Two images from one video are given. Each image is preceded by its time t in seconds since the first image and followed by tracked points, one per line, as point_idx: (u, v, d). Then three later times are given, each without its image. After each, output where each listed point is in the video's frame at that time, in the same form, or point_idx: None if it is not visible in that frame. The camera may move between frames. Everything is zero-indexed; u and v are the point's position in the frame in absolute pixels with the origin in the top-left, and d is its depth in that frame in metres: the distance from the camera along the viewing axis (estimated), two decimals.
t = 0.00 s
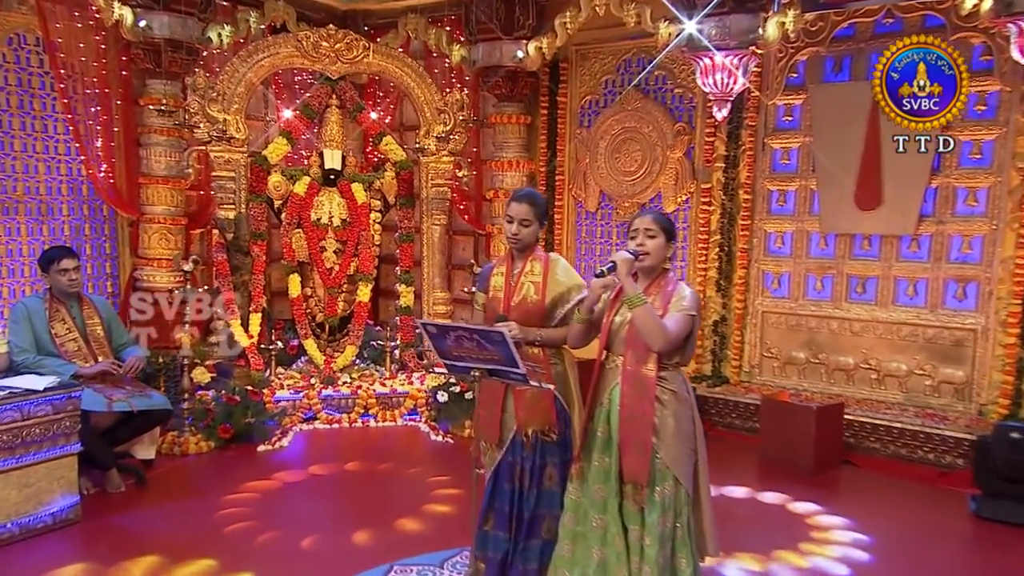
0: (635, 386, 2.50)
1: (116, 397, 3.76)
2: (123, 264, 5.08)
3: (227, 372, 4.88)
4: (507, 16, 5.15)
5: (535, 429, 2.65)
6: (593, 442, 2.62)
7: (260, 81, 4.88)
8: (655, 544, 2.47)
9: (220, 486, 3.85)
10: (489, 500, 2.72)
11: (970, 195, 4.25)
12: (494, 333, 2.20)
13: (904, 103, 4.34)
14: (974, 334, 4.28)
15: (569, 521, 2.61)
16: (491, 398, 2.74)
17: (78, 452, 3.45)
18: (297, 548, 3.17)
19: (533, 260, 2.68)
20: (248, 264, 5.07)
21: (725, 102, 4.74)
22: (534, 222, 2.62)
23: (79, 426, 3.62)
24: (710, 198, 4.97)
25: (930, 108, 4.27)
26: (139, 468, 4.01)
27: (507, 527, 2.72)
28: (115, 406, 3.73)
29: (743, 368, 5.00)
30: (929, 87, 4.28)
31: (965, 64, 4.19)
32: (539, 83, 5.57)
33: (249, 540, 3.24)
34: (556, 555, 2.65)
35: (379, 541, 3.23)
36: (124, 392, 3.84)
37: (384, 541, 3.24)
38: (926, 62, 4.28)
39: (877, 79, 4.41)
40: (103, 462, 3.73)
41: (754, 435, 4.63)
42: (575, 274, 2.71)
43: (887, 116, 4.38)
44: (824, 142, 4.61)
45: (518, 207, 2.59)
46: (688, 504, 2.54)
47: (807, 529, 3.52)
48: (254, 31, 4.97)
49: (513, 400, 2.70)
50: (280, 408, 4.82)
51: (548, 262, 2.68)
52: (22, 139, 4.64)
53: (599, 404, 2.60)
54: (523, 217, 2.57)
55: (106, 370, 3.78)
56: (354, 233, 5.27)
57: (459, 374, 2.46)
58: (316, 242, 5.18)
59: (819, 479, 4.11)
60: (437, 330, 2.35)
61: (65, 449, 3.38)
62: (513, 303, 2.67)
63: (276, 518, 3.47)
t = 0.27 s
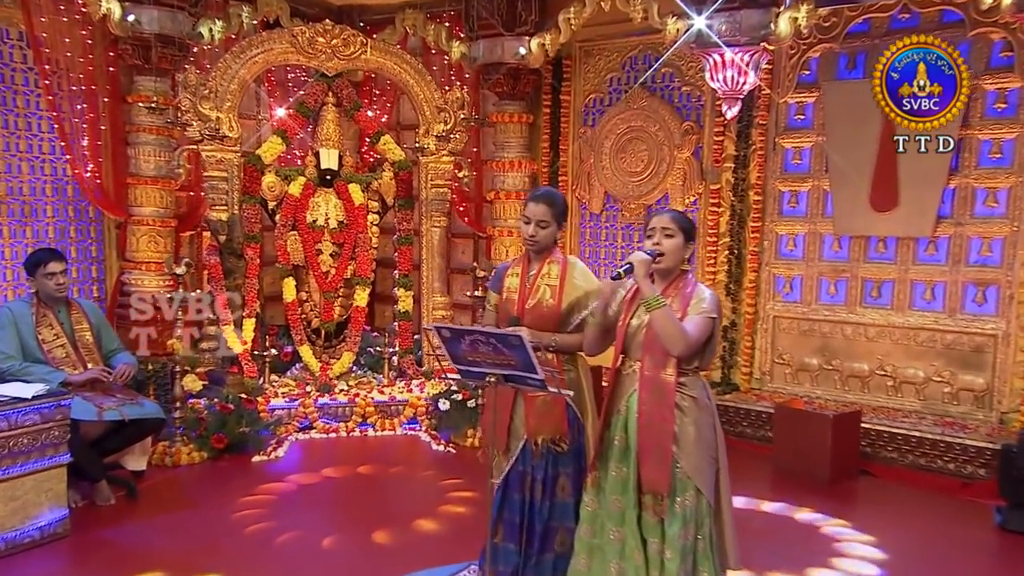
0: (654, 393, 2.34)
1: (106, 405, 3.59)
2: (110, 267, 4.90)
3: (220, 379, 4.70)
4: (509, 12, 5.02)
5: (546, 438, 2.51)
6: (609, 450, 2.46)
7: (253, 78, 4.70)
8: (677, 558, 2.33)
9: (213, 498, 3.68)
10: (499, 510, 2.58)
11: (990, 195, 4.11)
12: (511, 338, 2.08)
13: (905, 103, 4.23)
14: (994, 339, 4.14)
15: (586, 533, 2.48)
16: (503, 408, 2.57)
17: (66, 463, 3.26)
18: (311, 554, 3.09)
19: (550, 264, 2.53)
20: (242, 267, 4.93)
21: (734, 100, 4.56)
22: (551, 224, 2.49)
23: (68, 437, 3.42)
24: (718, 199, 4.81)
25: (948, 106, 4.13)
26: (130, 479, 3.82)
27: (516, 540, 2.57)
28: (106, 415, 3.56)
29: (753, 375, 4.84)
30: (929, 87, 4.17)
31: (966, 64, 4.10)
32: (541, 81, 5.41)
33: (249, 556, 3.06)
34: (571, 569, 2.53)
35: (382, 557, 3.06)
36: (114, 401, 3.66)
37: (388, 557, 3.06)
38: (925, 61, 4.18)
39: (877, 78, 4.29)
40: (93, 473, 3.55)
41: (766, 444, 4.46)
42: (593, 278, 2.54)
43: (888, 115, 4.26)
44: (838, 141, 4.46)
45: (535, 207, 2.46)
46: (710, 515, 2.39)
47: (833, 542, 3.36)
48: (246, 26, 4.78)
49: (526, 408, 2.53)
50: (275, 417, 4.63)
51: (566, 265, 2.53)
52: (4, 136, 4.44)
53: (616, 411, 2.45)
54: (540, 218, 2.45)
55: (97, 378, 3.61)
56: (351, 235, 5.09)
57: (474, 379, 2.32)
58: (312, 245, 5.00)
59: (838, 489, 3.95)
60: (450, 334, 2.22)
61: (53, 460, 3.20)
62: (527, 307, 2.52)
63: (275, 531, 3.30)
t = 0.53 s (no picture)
0: (670, 396, 2.20)
1: (96, 410, 3.42)
2: (96, 269, 4.74)
3: (211, 385, 4.49)
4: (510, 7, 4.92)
5: (557, 443, 2.39)
6: (621, 456, 2.33)
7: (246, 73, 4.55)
8: (694, 568, 2.20)
9: (207, 508, 3.51)
10: (505, 518, 2.46)
11: (1006, 194, 4.00)
12: (526, 338, 1.99)
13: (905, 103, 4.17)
14: (1010, 343, 4.01)
15: (596, 543, 2.34)
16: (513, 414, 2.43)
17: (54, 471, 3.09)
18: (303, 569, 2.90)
19: (559, 264, 2.40)
20: (234, 269, 4.66)
21: (741, 96, 4.42)
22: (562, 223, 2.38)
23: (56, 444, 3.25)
24: (724, 199, 4.67)
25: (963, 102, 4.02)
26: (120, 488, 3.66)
27: (523, 548, 2.44)
28: (95, 421, 3.39)
29: (760, 379, 4.71)
30: (929, 87, 4.11)
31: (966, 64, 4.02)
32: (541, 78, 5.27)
33: (245, 567, 2.91)
34: None
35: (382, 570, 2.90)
36: (104, 406, 3.48)
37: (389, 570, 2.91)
38: (926, 62, 4.12)
39: (876, 78, 4.24)
40: (83, 482, 3.37)
41: (776, 451, 4.33)
42: (605, 279, 2.41)
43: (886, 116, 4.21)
44: (848, 138, 4.34)
45: (546, 207, 2.36)
46: (728, 522, 2.25)
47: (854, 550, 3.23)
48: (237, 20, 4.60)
49: (536, 413, 2.42)
50: (268, 423, 4.47)
51: (577, 265, 2.40)
52: None
53: (629, 415, 2.31)
54: (551, 217, 2.34)
55: (85, 382, 3.43)
56: (347, 236, 4.94)
57: (486, 382, 2.21)
58: (307, 245, 4.84)
59: (852, 496, 3.82)
60: (462, 334, 2.12)
61: (41, 467, 3.03)
62: (537, 308, 2.39)
63: (272, 541, 3.15)
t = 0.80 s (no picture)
0: (688, 399, 2.07)
1: (81, 416, 3.23)
2: (77, 270, 4.54)
3: (199, 391, 4.30)
4: None
5: (573, 448, 2.25)
6: (637, 462, 2.17)
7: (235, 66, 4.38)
8: None
9: (200, 518, 3.34)
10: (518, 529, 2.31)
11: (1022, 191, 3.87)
12: (541, 338, 1.92)
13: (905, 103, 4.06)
14: None
15: (610, 553, 2.19)
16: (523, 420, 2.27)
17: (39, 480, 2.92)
18: None
19: (568, 260, 2.25)
20: (223, 270, 4.50)
21: (749, 91, 4.30)
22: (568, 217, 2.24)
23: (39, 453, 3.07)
24: (730, 197, 4.52)
25: (978, 96, 3.90)
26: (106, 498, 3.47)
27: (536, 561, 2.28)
28: (80, 428, 3.20)
29: (768, 384, 4.56)
30: (929, 87, 4.00)
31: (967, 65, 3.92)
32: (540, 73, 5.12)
33: None
34: None
35: None
36: (90, 413, 3.29)
37: None
38: (926, 61, 4.01)
39: (876, 78, 4.13)
40: (66, 492, 3.17)
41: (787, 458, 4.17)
42: (618, 274, 2.25)
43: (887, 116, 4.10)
44: (859, 134, 4.20)
45: (552, 200, 2.21)
46: (749, 531, 2.10)
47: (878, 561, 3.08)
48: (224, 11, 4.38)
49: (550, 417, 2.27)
50: (259, 430, 4.28)
51: (587, 260, 2.24)
52: None
53: (645, 420, 2.17)
54: (556, 211, 2.19)
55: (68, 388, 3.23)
56: (341, 235, 4.76)
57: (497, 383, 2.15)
58: (298, 245, 4.66)
59: (868, 504, 3.67)
60: (475, 335, 2.03)
61: (24, 476, 2.86)
62: (547, 307, 2.23)
63: (265, 554, 2.97)
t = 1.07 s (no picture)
0: (709, 400, 1.92)
1: (67, 422, 3.06)
2: (58, 270, 4.37)
3: (187, 396, 4.12)
4: None
5: (588, 452, 2.12)
6: (654, 467, 2.04)
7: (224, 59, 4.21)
8: None
9: (189, 527, 3.18)
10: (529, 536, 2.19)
11: None
12: (560, 338, 1.84)
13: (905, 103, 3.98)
14: None
15: (625, 562, 2.05)
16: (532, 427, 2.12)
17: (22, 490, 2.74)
18: None
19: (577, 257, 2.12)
20: (212, 270, 4.29)
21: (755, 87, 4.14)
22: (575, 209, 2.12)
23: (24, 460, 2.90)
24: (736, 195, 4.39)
25: (993, 91, 3.77)
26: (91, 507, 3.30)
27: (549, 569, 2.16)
28: (66, 434, 3.03)
29: (775, 387, 4.42)
30: (929, 87, 3.92)
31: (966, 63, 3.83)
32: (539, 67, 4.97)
33: None
34: None
35: None
36: (76, 418, 3.11)
37: None
38: (925, 61, 3.93)
39: (875, 78, 4.05)
40: (52, 501, 3.00)
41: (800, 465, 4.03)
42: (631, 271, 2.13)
43: (886, 116, 4.02)
44: (869, 129, 4.08)
45: (558, 193, 2.09)
46: (772, 540, 1.95)
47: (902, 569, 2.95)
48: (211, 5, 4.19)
49: (564, 421, 2.15)
50: (249, 436, 4.11)
51: (597, 257, 2.11)
52: None
53: (661, 422, 2.03)
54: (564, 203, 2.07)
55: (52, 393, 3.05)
56: (333, 233, 4.60)
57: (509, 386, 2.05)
58: (289, 245, 4.50)
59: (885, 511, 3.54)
60: (488, 335, 1.94)
61: (7, 486, 2.68)
62: (559, 307, 2.10)
63: (259, 566, 2.82)
